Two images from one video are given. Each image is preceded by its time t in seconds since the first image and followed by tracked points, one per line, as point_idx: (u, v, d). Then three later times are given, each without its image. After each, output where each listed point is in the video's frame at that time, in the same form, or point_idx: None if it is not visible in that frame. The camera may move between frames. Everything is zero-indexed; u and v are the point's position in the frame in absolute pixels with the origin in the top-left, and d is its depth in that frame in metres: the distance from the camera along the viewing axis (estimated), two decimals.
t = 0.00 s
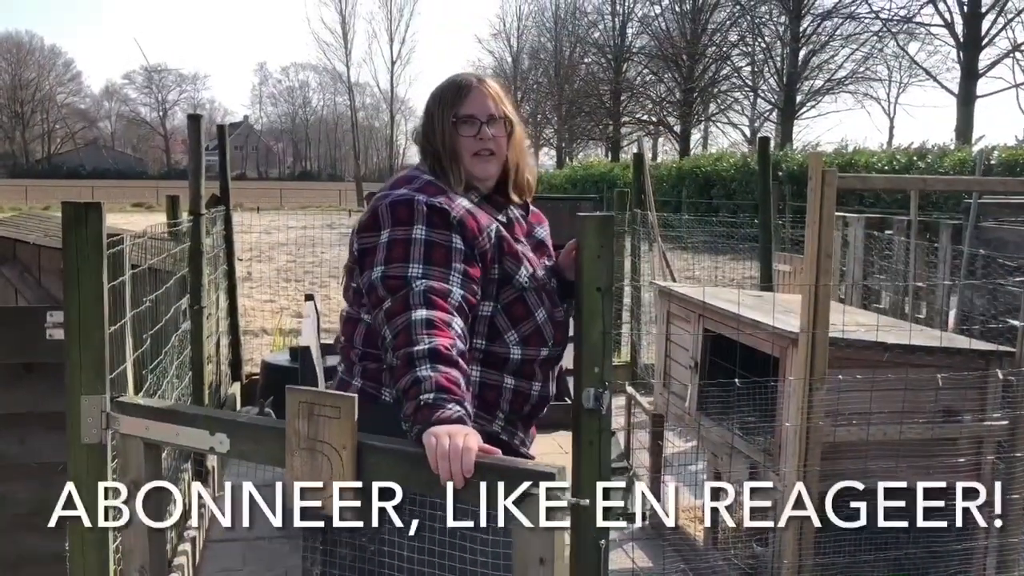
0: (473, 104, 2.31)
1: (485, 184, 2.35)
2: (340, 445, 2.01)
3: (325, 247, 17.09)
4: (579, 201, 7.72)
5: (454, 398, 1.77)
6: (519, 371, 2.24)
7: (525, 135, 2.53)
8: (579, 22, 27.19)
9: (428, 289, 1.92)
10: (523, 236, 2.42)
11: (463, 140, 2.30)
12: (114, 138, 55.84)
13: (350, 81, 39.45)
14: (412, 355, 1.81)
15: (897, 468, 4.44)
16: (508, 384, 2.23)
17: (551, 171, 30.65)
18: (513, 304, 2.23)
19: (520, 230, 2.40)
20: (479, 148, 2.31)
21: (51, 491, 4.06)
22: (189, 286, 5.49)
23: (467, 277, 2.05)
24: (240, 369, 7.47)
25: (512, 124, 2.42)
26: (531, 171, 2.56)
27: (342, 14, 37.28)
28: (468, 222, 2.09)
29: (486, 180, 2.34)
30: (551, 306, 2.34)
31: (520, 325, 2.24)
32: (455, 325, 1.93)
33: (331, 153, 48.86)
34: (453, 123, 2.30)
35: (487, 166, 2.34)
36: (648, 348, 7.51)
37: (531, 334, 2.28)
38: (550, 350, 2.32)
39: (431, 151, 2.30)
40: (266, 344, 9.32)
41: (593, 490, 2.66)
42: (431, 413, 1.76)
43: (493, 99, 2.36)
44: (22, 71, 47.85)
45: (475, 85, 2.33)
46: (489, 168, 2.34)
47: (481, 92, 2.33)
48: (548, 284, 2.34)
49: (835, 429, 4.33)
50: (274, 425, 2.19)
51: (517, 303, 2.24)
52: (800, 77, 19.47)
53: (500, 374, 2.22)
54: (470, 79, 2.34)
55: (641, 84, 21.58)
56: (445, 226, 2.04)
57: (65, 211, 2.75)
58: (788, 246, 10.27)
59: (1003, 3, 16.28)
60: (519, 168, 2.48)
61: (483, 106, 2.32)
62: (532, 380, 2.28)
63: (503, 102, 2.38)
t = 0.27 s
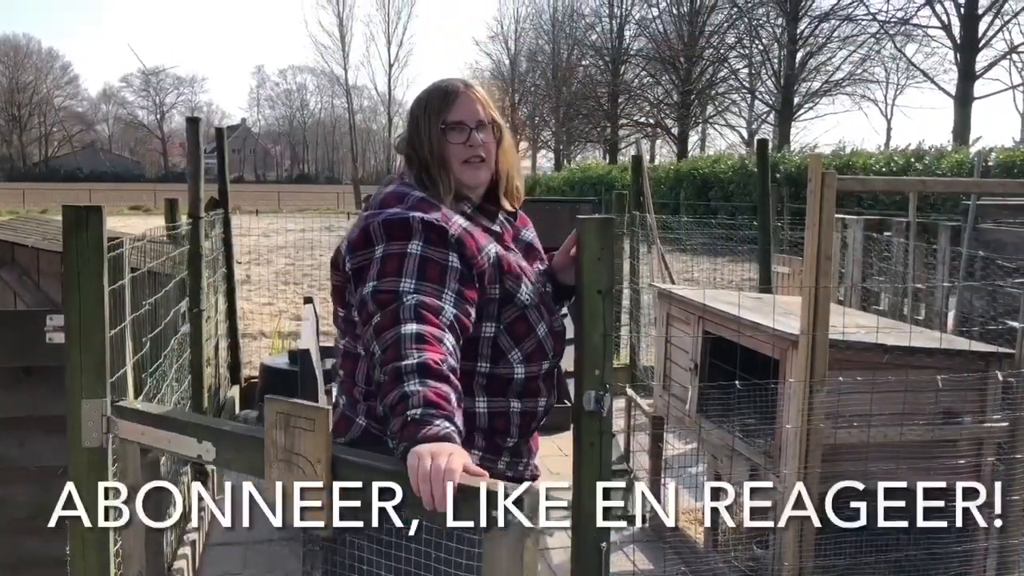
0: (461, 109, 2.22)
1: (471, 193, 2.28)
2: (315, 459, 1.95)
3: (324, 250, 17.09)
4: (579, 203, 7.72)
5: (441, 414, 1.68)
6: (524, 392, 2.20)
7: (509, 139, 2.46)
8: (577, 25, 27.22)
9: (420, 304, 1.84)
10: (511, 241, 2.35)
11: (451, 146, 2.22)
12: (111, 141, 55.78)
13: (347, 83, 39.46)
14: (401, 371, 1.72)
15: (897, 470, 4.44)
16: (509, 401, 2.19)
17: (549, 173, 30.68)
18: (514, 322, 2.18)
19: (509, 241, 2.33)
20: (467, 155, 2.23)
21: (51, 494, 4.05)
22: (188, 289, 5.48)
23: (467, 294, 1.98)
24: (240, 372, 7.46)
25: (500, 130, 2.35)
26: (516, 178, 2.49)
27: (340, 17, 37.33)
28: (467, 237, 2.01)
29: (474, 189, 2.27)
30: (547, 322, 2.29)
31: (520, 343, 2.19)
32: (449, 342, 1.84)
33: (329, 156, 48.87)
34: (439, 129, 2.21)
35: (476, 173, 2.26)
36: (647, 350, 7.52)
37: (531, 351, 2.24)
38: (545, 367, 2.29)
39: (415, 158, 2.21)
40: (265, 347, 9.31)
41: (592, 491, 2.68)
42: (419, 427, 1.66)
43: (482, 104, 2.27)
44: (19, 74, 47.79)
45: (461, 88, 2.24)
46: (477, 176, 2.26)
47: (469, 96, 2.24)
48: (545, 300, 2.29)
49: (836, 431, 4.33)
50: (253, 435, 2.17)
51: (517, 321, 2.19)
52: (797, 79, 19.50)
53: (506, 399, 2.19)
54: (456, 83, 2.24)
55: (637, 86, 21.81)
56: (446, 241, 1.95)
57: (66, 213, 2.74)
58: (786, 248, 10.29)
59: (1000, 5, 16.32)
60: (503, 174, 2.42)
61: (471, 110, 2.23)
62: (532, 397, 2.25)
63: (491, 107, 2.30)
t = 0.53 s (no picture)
0: (452, 130, 2.14)
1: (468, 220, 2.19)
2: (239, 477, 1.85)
3: (322, 251, 17.07)
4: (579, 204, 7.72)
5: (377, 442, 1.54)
6: (524, 434, 2.13)
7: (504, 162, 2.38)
8: (575, 26, 27.22)
9: (383, 330, 1.75)
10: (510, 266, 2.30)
11: (445, 169, 2.13)
12: (109, 142, 55.75)
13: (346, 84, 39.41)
14: (343, 392, 1.61)
15: (897, 471, 4.44)
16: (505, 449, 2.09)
17: (547, 174, 30.67)
18: (511, 366, 2.09)
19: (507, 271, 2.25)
20: (463, 179, 2.14)
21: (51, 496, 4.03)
22: (187, 291, 5.47)
23: (447, 332, 1.89)
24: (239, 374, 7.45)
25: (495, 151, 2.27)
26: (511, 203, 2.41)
27: (338, 18, 37.30)
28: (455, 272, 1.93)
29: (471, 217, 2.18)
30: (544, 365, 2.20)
31: (516, 388, 2.10)
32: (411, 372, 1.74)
33: (327, 157, 48.86)
34: (432, 151, 2.12)
35: (471, 199, 2.17)
36: (647, 351, 7.52)
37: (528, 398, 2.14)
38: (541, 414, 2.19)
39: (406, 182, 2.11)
40: (264, 349, 9.30)
41: (591, 490, 2.68)
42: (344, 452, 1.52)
43: (476, 125, 2.20)
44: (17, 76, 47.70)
45: (453, 108, 2.16)
46: (474, 200, 2.17)
47: (461, 116, 2.16)
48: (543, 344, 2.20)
49: (836, 433, 4.33)
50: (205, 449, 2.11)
51: (515, 366, 2.10)
52: (796, 80, 19.49)
53: (508, 443, 2.11)
54: (448, 102, 2.17)
55: (636, 88, 21.86)
56: (430, 274, 1.88)
57: (65, 215, 2.73)
58: (785, 249, 10.29)
59: (998, 6, 16.33)
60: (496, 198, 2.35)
61: (464, 131, 2.15)
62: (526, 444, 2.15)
63: (485, 127, 2.22)
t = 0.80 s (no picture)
0: (458, 143, 2.04)
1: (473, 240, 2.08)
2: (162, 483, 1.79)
3: (322, 252, 17.07)
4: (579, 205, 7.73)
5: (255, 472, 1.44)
6: (521, 466, 2.06)
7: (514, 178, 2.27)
8: (575, 27, 27.21)
9: (319, 349, 1.66)
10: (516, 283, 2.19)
11: (450, 185, 2.03)
12: (109, 143, 55.77)
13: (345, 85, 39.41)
14: (245, 411, 1.54)
15: (897, 471, 4.44)
16: (487, 487, 1.99)
17: (547, 174, 30.66)
18: (497, 401, 1.97)
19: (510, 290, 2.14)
20: (470, 196, 2.04)
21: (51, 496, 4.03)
22: (187, 292, 5.47)
23: (405, 361, 1.79)
24: (238, 375, 7.44)
25: (505, 168, 2.17)
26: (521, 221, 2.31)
27: (337, 19, 37.31)
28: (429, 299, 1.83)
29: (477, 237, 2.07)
30: (536, 398, 2.07)
31: (498, 423, 1.98)
32: (332, 403, 1.65)
33: (327, 157, 48.85)
34: (438, 165, 2.02)
35: (477, 218, 2.07)
36: (646, 352, 7.52)
37: (515, 433, 2.03)
38: (529, 451, 2.08)
39: (408, 197, 2.01)
40: (264, 349, 9.30)
41: (592, 489, 2.68)
42: (218, 480, 1.42)
43: (483, 139, 2.10)
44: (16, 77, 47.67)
45: (459, 120, 2.07)
46: (480, 218, 2.07)
47: (467, 129, 2.06)
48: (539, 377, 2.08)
49: (836, 433, 4.33)
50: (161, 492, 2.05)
51: (502, 400, 1.98)
52: (796, 80, 19.48)
53: (504, 478, 2.03)
54: (455, 113, 2.07)
55: (635, 88, 21.88)
56: (395, 297, 1.79)
57: (64, 217, 2.74)
58: (785, 249, 10.29)
59: (997, 6, 16.33)
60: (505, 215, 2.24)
61: (471, 145, 2.05)
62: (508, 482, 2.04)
63: (493, 142, 2.12)
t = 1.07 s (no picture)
0: (468, 139, 1.96)
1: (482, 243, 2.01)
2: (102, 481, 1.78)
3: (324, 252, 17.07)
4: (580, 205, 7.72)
5: (161, 493, 1.49)
6: (520, 488, 2.01)
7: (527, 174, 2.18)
8: (576, 26, 27.19)
9: (271, 361, 1.66)
10: (523, 295, 2.13)
11: (459, 184, 1.95)
12: (110, 143, 55.77)
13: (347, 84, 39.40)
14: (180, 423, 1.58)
15: (899, 471, 4.44)
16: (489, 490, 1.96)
17: (549, 174, 30.64)
18: (486, 420, 1.92)
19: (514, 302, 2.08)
20: (479, 197, 1.96)
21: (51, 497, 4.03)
22: (188, 292, 5.47)
23: (372, 377, 1.77)
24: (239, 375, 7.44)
25: (518, 164, 2.08)
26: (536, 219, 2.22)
27: (338, 19, 37.29)
28: (403, 313, 1.79)
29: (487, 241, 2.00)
30: (534, 416, 2.01)
31: (486, 442, 1.94)
32: (278, 420, 1.65)
33: (328, 157, 48.86)
34: (446, 163, 1.94)
35: (487, 221, 1.98)
36: (648, 352, 7.51)
37: (510, 454, 1.99)
38: (528, 471, 2.03)
39: (412, 196, 1.93)
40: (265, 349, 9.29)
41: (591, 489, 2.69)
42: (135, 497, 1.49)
43: (494, 135, 2.01)
44: (18, 76, 47.66)
45: (469, 113, 1.98)
46: (491, 220, 1.99)
47: (478, 124, 1.97)
48: (537, 394, 2.01)
49: (838, 433, 4.33)
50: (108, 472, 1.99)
51: (492, 419, 1.93)
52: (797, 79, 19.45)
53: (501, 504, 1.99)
54: (466, 106, 1.98)
55: (637, 87, 21.86)
56: (364, 310, 1.77)
57: (64, 216, 2.73)
58: (786, 249, 10.27)
59: (999, 6, 16.30)
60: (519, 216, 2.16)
61: (481, 142, 1.97)
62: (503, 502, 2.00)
63: (504, 138, 2.04)
